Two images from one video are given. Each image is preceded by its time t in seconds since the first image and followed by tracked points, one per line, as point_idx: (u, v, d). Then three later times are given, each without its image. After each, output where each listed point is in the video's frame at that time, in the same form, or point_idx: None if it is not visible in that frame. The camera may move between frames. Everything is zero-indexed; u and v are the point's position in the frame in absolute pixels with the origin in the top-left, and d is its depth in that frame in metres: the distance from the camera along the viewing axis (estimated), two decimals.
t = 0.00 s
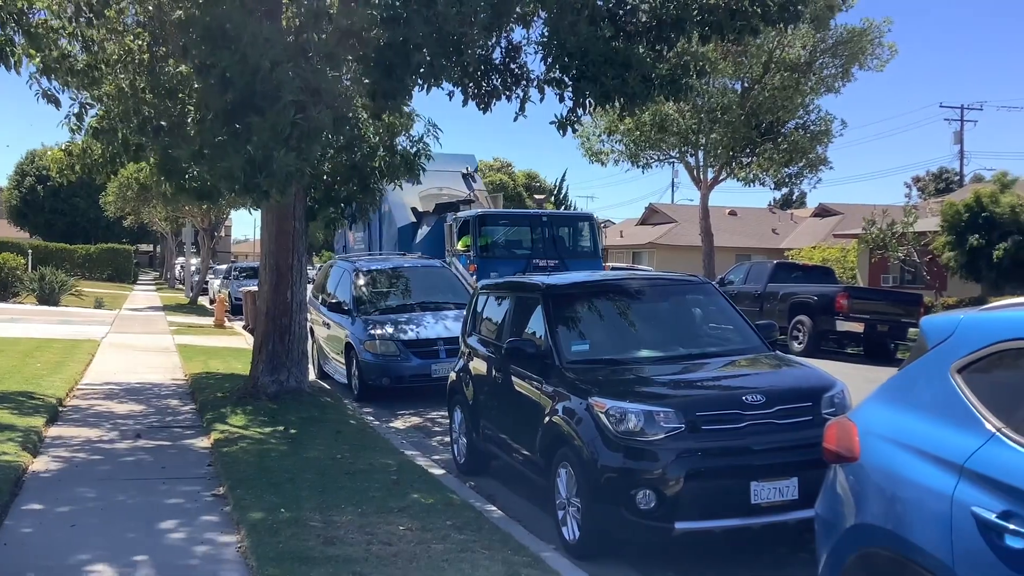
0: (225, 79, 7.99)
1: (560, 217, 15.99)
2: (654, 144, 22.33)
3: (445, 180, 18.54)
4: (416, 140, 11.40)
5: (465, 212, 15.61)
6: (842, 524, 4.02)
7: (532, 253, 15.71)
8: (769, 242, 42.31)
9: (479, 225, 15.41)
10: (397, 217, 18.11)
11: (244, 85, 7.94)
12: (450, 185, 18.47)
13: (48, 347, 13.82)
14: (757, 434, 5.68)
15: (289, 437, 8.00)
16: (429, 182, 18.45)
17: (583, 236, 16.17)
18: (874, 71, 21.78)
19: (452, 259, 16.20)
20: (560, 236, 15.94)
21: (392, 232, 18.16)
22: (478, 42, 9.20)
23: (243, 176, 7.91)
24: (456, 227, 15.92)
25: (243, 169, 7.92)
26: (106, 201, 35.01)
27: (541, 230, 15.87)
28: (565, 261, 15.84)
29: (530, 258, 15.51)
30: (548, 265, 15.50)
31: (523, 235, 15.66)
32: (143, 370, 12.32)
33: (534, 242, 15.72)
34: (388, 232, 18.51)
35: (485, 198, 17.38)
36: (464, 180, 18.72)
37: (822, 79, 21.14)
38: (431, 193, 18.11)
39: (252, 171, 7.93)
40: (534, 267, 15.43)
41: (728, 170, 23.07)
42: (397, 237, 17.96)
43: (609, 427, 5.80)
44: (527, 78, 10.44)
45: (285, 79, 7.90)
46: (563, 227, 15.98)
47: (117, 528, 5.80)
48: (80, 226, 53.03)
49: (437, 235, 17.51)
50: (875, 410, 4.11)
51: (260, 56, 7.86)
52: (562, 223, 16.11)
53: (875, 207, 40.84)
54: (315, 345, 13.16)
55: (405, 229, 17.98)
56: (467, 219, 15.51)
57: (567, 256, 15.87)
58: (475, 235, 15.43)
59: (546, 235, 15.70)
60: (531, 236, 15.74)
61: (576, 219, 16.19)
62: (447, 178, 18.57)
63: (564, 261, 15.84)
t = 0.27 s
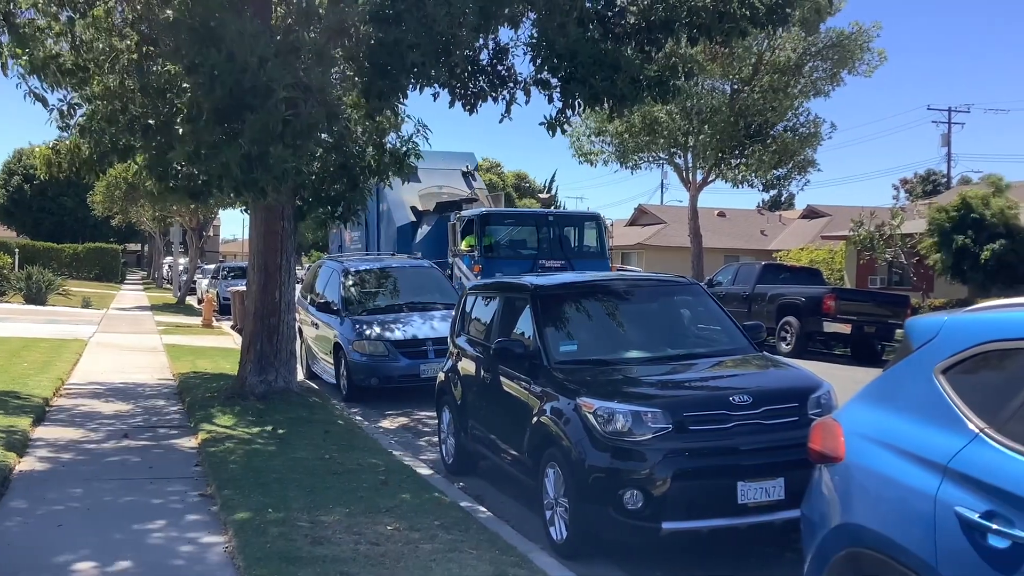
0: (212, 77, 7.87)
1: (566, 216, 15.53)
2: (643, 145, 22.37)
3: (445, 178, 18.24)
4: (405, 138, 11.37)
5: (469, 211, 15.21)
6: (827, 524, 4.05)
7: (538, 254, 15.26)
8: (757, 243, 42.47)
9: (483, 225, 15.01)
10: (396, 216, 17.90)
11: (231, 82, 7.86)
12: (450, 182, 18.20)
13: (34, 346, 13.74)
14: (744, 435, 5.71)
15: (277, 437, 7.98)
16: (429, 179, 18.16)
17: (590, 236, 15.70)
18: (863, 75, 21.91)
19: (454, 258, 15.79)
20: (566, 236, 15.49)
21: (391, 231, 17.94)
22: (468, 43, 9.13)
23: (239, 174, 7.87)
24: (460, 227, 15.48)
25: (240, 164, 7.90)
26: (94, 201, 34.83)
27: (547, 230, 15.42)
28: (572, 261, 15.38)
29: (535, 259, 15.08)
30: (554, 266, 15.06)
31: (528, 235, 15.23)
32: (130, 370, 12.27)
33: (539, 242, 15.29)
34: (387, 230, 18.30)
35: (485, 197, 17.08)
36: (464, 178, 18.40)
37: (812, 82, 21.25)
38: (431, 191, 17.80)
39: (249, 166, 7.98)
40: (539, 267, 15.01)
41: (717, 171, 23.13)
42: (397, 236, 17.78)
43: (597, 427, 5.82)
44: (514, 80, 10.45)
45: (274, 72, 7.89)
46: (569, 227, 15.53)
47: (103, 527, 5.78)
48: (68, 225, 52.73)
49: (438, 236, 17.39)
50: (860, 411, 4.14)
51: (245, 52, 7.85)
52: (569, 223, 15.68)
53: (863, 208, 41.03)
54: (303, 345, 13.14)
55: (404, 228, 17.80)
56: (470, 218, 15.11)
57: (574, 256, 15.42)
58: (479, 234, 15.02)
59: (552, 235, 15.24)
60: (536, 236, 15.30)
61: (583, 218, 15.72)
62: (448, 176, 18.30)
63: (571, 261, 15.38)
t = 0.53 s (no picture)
0: (204, 78, 7.83)
1: (573, 217, 15.39)
2: (633, 147, 22.43)
3: (447, 177, 18.20)
4: (394, 136, 11.38)
5: (476, 212, 15.01)
6: (812, 524, 4.07)
7: (547, 255, 15.03)
8: (747, 245, 42.60)
9: (491, 224, 14.81)
10: (397, 216, 17.83)
11: (221, 82, 7.81)
12: (452, 182, 18.08)
13: (21, 347, 13.68)
14: (731, 436, 5.74)
15: (265, 438, 7.97)
16: (431, 179, 18.15)
17: (599, 237, 15.52)
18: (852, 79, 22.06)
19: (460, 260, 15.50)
20: (574, 237, 15.31)
21: (393, 231, 17.79)
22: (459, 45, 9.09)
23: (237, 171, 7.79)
24: (467, 228, 15.24)
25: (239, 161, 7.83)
26: (83, 201, 34.69)
27: (555, 231, 15.23)
28: (581, 263, 15.17)
29: (544, 259, 14.87)
30: (563, 267, 14.84)
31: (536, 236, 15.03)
32: (118, 370, 12.23)
33: (548, 243, 15.09)
34: (388, 231, 18.20)
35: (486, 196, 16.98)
36: (465, 177, 18.31)
37: (802, 86, 21.35)
38: (432, 190, 17.74)
39: (247, 162, 7.94)
40: (548, 268, 14.79)
41: (707, 173, 23.20)
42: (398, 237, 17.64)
43: (585, 428, 5.84)
44: (503, 82, 10.49)
45: (262, 71, 7.90)
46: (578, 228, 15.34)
47: (89, 528, 5.76)
48: (56, 225, 52.49)
49: (439, 236, 17.16)
50: (845, 413, 4.17)
51: (234, 49, 7.84)
52: (578, 224, 15.50)
53: (852, 211, 41.22)
54: (292, 346, 13.13)
55: (406, 229, 17.64)
56: (478, 218, 14.87)
57: (583, 258, 15.22)
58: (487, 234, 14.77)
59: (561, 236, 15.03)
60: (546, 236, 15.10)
61: (591, 219, 15.56)
62: (450, 175, 18.19)
63: (580, 262, 15.16)
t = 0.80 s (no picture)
0: (190, 78, 7.86)
1: (584, 215, 14.61)
2: (622, 147, 22.47)
3: (450, 175, 17.68)
4: (383, 135, 11.39)
5: (483, 211, 14.31)
6: (796, 523, 4.09)
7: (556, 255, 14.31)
8: (735, 245, 42.73)
9: (497, 223, 14.10)
10: (398, 214, 17.19)
11: (207, 81, 7.87)
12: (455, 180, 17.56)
13: (7, 347, 13.61)
14: (717, 435, 5.76)
15: (253, 438, 7.96)
16: (433, 177, 17.60)
17: (612, 235, 14.77)
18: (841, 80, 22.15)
19: (467, 261, 14.85)
20: (585, 236, 14.56)
21: (394, 230, 17.16)
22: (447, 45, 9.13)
23: (227, 169, 7.84)
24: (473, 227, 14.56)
25: (227, 157, 7.84)
26: (70, 201, 34.53)
27: (566, 229, 14.47)
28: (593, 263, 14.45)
29: (554, 259, 14.16)
30: (574, 268, 14.10)
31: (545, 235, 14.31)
32: (105, 371, 12.18)
33: (558, 242, 14.36)
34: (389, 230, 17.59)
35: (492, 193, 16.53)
36: (469, 175, 17.95)
37: (790, 86, 21.42)
38: (435, 187, 17.18)
39: (235, 160, 7.94)
40: (559, 268, 14.08)
41: (696, 173, 23.26)
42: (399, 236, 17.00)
43: (572, 428, 5.85)
44: (492, 82, 10.48)
45: (249, 71, 7.90)
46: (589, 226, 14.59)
47: (75, 529, 5.74)
48: (44, 225, 52.23)
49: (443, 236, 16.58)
50: (829, 412, 4.19)
51: (223, 47, 7.85)
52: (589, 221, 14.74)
53: (840, 211, 41.40)
54: (281, 346, 13.12)
55: (407, 228, 17.03)
56: (484, 216, 14.19)
57: (594, 258, 14.48)
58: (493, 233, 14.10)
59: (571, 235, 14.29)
60: (555, 235, 14.38)
61: (602, 217, 14.81)
62: (453, 173, 17.70)
63: (592, 263, 14.43)
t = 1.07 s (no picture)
0: (163, 70, 7.89)
1: (591, 211, 14.16)
2: (606, 144, 22.51)
3: (449, 170, 17.17)
4: (365, 133, 11.35)
5: (488, 206, 13.88)
6: (774, 518, 4.13)
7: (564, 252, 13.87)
8: (719, 242, 42.91)
9: (502, 219, 13.68)
10: (397, 210, 16.53)
11: (183, 77, 7.85)
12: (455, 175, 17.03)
13: None
14: (698, 432, 5.80)
15: (235, 437, 7.94)
16: (432, 171, 17.05)
17: (621, 232, 14.32)
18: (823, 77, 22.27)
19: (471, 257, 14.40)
20: (593, 232, 14.09)
21: (393, 226, 16.54)
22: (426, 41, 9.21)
23: (198, 165, 7.83)
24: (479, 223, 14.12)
25: (199, 153, 7.82)
26: (52, 199, 34.29)
27: (574, 226, 14.02)
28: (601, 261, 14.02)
29: (562, 256, 13.73)
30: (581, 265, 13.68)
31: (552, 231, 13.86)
32: (87, 369, 12.11)
33: (565, 239, 13.91)
34: (387, 227, 16.96)
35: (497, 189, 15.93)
36: (469, 169, 17.44)
37: (773, 84, 21.51)
38: (434, 183, 16.66)
39: (207, 157, 7.90)
40: (566, 266, 13.65)
41: (680, 171, 23.33)
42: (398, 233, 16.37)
43: (554, 425, 5.87)
44: (476, 78, 10.45)
45: (226, 69, 7.88)
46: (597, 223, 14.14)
47: (55, 528, 5.72)
48: (25, 223, 51.84)
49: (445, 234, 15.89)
50: (807, 409, 4.22)
51: (199, 44, 7.81)
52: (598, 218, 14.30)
53: (824, 208, 41.63)
54: (264, 344, 13.08)
55: (407, 224, 16.37)
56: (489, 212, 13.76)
57: (603, 255, 14.04)
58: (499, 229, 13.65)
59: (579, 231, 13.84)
60: (563, 231, 13.93)
61: (611, 213, 14.34)
62: (453, 168, 17.15)
63: (599, 260, 13.97)
